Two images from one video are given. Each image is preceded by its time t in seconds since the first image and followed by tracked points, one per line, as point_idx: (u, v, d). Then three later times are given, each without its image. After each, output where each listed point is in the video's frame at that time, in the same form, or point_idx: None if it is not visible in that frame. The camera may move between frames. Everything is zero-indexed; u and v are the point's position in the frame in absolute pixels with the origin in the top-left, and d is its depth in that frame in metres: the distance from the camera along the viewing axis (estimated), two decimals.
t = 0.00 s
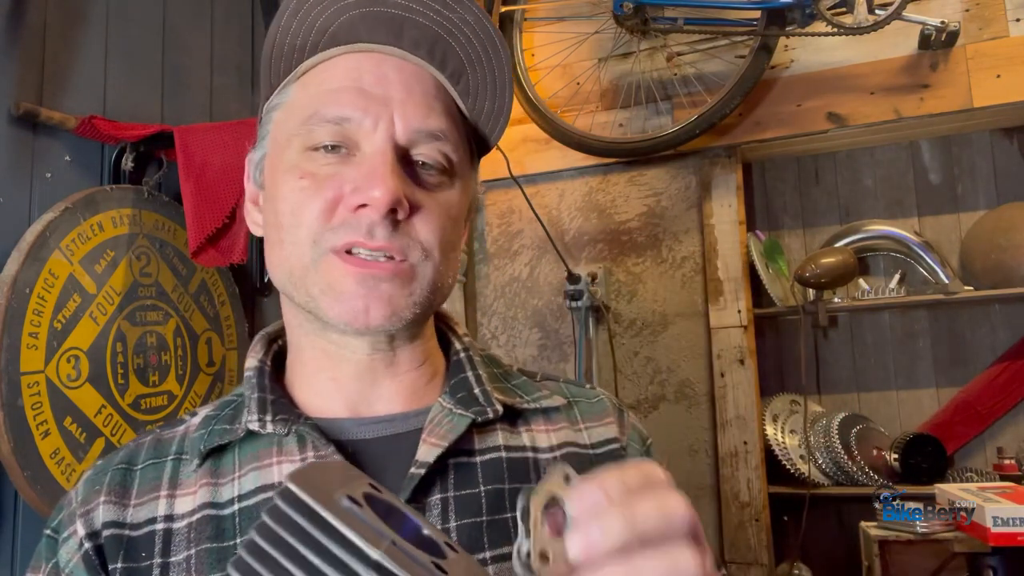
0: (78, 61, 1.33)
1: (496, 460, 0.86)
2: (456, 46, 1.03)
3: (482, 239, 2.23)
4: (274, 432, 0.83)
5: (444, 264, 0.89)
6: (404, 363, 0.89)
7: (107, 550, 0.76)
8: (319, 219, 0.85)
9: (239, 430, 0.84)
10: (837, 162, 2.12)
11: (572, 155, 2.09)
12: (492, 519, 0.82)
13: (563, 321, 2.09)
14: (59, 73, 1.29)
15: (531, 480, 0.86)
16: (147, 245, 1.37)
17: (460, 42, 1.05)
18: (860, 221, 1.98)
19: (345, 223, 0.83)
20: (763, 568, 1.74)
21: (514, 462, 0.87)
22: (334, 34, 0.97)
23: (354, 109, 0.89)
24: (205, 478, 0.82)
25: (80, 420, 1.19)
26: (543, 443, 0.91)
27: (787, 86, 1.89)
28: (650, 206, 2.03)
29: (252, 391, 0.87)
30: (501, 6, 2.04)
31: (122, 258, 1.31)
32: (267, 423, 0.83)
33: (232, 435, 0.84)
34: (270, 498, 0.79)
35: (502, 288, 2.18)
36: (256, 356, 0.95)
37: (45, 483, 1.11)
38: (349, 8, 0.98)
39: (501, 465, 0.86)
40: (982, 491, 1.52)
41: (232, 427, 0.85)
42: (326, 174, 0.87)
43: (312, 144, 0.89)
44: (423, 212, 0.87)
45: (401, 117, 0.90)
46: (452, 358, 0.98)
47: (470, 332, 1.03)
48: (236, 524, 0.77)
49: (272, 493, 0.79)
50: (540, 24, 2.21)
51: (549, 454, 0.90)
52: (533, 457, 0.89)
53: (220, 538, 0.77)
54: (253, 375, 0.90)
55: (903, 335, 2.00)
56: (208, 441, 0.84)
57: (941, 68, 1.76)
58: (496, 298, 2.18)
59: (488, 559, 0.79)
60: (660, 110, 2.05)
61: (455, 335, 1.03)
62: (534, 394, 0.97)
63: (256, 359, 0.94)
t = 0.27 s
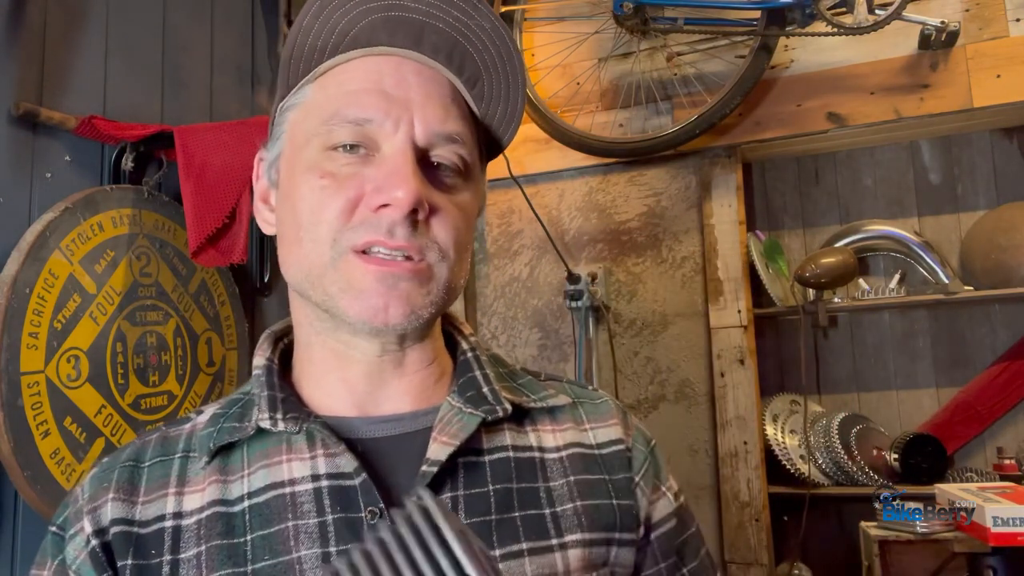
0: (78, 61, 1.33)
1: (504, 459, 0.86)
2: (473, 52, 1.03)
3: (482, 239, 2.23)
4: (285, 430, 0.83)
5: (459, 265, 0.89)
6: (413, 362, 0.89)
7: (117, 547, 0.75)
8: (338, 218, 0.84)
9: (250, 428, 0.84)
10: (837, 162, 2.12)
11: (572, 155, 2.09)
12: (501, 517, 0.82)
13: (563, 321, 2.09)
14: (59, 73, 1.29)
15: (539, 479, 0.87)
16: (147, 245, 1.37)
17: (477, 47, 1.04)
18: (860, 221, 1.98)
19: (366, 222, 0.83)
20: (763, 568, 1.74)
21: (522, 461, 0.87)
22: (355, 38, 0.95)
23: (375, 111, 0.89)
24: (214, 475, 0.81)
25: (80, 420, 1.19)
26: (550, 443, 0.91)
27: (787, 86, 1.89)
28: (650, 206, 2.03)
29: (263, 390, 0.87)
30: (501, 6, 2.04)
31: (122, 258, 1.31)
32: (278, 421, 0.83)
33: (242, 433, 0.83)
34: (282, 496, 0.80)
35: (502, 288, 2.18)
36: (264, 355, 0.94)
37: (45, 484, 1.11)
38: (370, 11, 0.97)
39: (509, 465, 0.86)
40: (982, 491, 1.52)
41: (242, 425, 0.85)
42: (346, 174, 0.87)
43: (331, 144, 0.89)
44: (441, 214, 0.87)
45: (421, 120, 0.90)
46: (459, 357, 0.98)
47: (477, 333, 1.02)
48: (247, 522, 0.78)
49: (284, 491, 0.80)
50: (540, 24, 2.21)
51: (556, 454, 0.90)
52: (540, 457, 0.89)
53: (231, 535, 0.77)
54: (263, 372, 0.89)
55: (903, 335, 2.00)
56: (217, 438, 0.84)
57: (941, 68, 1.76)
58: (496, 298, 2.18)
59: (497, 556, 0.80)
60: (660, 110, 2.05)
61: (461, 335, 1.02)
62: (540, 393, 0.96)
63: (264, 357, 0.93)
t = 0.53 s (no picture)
0: (78, 61, 1.33)
1: (500, 455, 0.87)
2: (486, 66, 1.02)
3: (482, 239, 2.23)
4: (288, 426, 0.83)
5: (463, 270, 0.90)
6: (413, 364, 0.88)
7: (121, 543, 0.75)
8: (353, 227, 0.84)
9: (252, 426, 0.84)
10: (837, 162, 2.12)
11: (572, 155, 2.10)
12: (500, 511, 0.82)
13: (563, 321, 2.09)
14: (59, 73, 1.29)
15: (534, 474, 0.87)
16: (147, 245, 1.37)
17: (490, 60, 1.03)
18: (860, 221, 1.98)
19: (382, 229, 0.83)
20: (763, 568, 1.74)
21: (518, 458, 0.87)
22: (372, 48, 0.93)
23: (391, 121, 0.88)
24: (217, 472, 0.81)
25: (80, 420, 1.19)
26: (545, 440, 0.91)
27: (787, 86, 1.89)
28: (650, 206, 2.03)
29: (264, 387, 0.87)
30: (501, 6, 2.04)
31: (122, 258, 1.31)
32: (282, 418, 0.83)
33: (244, 431, 0.84)
34: (285, 491, 0.79)
35: (502, 288, 2.18)
36: (264, 354, 0.93)
37: (45, 483, 1.11)
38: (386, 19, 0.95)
39: (506, 461, 0.86)
40: (982, 491, 1.52)
41: (244, 422, 0.85)
42: (360, 182, 0.86)
43: (346, 152, 0.88)
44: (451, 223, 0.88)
45: (434, 132, 0.90)
46: (456, 357, 0.98)
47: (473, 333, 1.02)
48: (250, 517, 0.78)
49: (286, 486, 0.80)
50: (540, 24, 2.21)
51: (551, 451, 0.90)
52: (535, 454, 0.89)
53: (234, 530, 0.77)
54: (263, 371, 0.89)
55: (903, 335, 2.00)
56: (219, 436, 0.84)
57: (941, 68, 1.76)
58: (496, 298, 2.18)
59: (497, 548, 0.80)
60: (660, 110, 2.05)
61: (458, 336, 1.02)
62: (535, 391, 0.97)
63: (264, 357, 0.93)
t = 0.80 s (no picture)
0: (78, 61, 1.33)
1: (492, 449, 0.88)
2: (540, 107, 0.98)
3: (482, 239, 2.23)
4: (292, 423, 0.82)
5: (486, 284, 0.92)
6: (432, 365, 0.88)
7: (122, 544, 0.73)
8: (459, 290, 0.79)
9: (252, 423, 0.82)
10: (837, 162, 2.12)
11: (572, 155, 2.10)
12: (496, 502, 0.84)
13: (563, 321, 2.09)
14: (59, 73, 1.29)
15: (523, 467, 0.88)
16: (146, 245, 1.37)
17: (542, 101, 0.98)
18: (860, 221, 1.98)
19: (477, 292, 0.81)
20: (763, 568, 1.74)
21: (510, 452, 0.89)
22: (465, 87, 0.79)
23: (499, 186, 0.80)
24: (216, 469, 0.79)
25: (80, 420, 1.19)
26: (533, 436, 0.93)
27: (787, 86, 1.89)
28: (650, 206, 2.03)
29: (263, 384, 0.85)
30: (501, 6, 2.04)
31: (122, 258, 1.31)
32: (286, 415, 0.82)
33: (244, 427, 0.81)
34: (290, 485, 0.79)
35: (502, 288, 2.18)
36: (257, 352, 0.91)
37: (45, 483, 1.11)
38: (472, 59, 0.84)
39: (499, 455, 0.88)
40: (982, 491, 1.52)
41: (243, 420, 0.82)
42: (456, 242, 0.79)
43: (448, 213, 0.79)
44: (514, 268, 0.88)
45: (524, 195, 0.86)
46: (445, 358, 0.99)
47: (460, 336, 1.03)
48: (255, 511, 0.77)
49: (292, 480, 0.79)
50: (540, 24, 2.21)
51: (538, 446, 0.92)
52: (523, 449, 0.90)
53: (240, 525, 0.76)
54: (258, 369, 0.87)
55: (903, 334, 2.00)
56: (217, 433, 0.82)
57: (941, 68, 1.76)
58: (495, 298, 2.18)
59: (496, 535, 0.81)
60: (660, 110, 2.05)
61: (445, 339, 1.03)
62: (522, 392, 0.99)
63: (257, 355, 0.90)
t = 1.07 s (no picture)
0: (78, 61, 1.33)
1: (504, 452, 0.90)
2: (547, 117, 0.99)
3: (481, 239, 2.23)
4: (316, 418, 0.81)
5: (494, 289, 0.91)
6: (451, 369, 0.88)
7: (138, 537, 0.72)
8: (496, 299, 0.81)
9: (272, 416, 0.81)
10: (837, 162, 2.12)
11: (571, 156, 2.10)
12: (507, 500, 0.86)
13: (563, 321, 2.09)
14: (59, 73, 1.29)
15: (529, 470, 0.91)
16: (146, 245, 1.37)
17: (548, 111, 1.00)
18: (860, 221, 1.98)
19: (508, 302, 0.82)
20: (763, 568, 1.74)
21: (519, 455, 0.91)
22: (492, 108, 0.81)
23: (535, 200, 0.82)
24: (232, 461, 0.79)
25: (80, 420, 1.19)
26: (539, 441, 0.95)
27: (787, 86, 1.89)
28: (650, 206, 2.03)
29: (281, 378, 0.84)
30: (501, 6, 2.04)
31: (122, 258, 1.31)
32: (308, 409, 0.81)
33: (263, 421, 0.81)
34: (309, 478, 0.78)
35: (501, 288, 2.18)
36: (271, 347, 0.90)
37: (45, 483, 1.11)
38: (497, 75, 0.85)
39: (510, 458, 0.90)
40: (982, 491, 1.52)
41: (262, 413, 0.82)
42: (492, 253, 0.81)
43: (488, 225, 0.80)
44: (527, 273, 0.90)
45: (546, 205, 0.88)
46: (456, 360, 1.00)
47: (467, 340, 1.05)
48: (274, 502, 0.77)
49: (310, 474, 0.79)
50: (540, 24, 2.21)
51: (544, 450, 0.95)
52: (531, 453, 0.93)
53: (259, 516, 0.75)
54: (274, 364, 0.85)
55: (903, 335, 2.00)
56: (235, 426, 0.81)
57: (941, 68, 1.76)
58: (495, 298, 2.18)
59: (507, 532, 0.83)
60: (660, 110, 2.05)
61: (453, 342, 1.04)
62: (530, 397, 1.01)
63: (271, 351, 0.89)
